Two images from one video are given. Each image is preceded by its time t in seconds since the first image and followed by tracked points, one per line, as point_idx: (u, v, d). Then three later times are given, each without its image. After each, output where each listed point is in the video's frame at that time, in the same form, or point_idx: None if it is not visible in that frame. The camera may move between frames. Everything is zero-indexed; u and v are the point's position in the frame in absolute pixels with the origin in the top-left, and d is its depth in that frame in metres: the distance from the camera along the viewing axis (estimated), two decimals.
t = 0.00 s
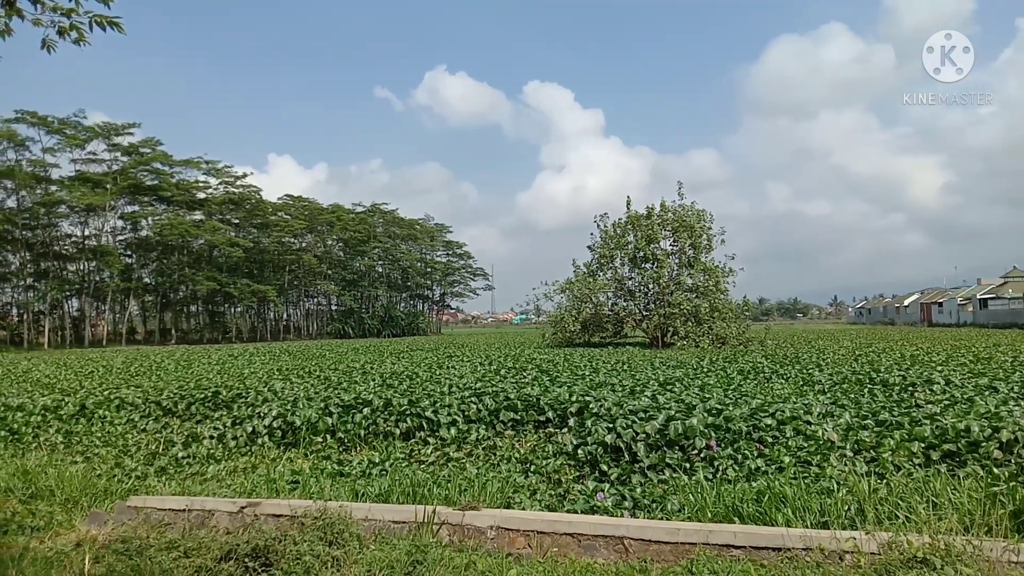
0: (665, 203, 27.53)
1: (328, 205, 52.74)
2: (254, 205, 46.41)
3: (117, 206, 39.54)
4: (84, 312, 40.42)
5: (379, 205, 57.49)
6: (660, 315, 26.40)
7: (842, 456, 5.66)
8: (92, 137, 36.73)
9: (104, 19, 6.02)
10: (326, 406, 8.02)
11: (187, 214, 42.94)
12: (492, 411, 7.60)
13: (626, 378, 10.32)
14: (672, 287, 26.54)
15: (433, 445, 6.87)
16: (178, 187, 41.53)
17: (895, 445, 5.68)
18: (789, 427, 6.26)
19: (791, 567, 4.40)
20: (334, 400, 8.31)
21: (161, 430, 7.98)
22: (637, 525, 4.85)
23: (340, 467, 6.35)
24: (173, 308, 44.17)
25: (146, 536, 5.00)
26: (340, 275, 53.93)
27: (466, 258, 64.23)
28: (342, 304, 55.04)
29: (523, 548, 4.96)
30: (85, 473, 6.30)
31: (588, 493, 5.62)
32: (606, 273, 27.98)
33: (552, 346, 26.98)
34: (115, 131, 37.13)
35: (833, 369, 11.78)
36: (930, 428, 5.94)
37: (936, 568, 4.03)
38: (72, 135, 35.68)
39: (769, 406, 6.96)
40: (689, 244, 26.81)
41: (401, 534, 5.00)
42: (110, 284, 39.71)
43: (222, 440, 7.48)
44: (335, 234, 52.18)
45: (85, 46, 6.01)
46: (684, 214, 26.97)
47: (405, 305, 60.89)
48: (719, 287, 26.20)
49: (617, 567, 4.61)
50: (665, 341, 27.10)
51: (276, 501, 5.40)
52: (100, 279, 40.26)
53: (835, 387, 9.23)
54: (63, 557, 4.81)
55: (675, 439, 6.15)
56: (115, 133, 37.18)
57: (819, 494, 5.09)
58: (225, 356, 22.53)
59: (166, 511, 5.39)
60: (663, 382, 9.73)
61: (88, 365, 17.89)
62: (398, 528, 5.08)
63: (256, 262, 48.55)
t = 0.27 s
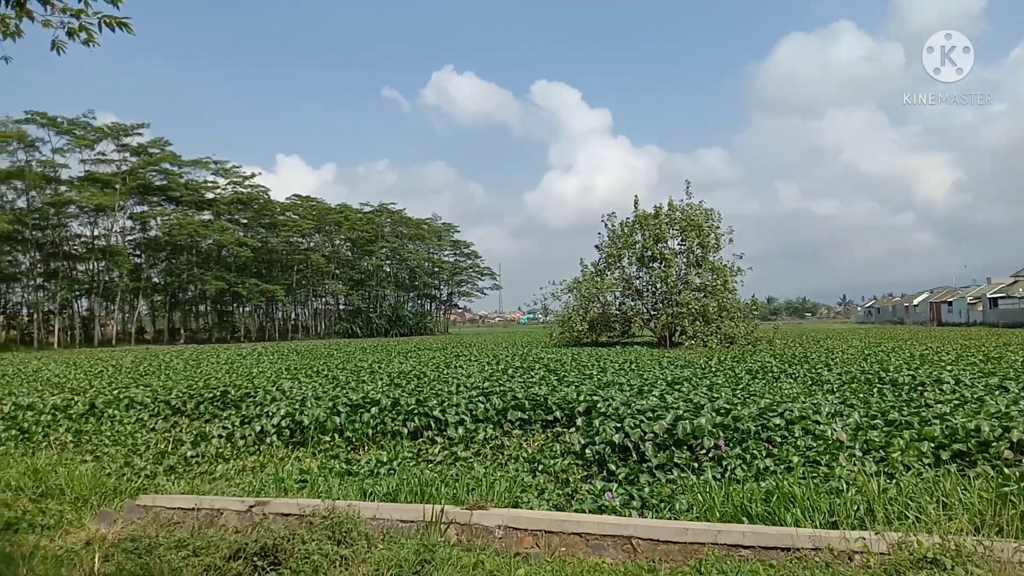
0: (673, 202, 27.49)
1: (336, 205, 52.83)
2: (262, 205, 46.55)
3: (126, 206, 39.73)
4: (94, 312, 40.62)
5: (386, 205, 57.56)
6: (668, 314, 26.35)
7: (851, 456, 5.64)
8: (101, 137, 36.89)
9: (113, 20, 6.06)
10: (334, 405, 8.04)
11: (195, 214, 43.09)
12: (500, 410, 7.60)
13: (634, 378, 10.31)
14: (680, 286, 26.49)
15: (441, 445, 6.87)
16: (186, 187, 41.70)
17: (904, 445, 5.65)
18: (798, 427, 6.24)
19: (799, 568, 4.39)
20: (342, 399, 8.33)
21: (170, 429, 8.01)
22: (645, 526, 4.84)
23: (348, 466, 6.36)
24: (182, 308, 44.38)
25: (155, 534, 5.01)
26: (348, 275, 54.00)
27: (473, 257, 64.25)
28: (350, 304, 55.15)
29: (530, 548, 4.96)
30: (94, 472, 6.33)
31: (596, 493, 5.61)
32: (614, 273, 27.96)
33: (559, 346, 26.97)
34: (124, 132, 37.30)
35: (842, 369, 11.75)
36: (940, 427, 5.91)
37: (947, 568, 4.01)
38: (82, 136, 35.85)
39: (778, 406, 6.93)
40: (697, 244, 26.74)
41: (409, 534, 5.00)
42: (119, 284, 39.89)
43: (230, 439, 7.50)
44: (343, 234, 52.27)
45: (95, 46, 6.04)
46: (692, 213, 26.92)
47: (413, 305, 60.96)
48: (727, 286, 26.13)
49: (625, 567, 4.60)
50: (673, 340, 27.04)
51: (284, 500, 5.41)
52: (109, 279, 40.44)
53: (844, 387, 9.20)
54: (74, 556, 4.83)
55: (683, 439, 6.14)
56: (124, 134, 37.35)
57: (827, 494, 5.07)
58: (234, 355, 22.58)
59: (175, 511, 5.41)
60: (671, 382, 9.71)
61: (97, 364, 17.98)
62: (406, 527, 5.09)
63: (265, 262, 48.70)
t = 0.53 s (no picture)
0: (682, 202, 27.43)
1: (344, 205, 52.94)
2: (271, 205, 46.69)
3: (137, 207, 39.94)
4: (104, 312, 40.84)
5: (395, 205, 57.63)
6: (677, 314, 26.29)
7: (861, 456, 5.61)
8: (111, 138, 37.07)
9: (123, 21, 6.04)
10: (343, 405, 8.05)
11: (205, 214, 43.27)
12: (508, 410, 7.60)
13: (642, 378, 10.29)
14: (689, 286, 26.43)
15: (450, 444, 6.88)
16: (196, 187, 41.87)
17: (915, 445, 5.62)
18: (808, 427, 6.22)
19: (810, 568, 4.36)
20: (351, 399, 8.34)
21: (179, 428, 8.04)
22: (654, 526, 4.83)
23: (357, 466, 6.37)
24: (192, 307, 44.59)
25: (165, 533, 5.04)
26: (357, 275, 54.07)
27: (482, 257, 64.27)
28: (359, 303, 55.27)
29: (539, 547, 4.96)
30: (105, 471, 6.36)
31: (605, 493, 5.60)
32: (623, 272, 27.92)
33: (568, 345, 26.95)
34: (134, 132, 37.48)
35: (852, 369, 11.71)
36: (951, 427, 5.88)
37: (958, 570, 3.98)
38: (92, 137, 36.05)
39: (787, 406, 6.91)
40: (706, 243, 26.68)
41: (418, 533, 5.00)
42: (130, 284, 40.10)
43: (240, 439, 7.53)
44: (351, 234, 52.36)
45: (106, 48, 6.06)
46: (701, 213, 26.86)
47: (421, 304, 61.03)
48: (736, 286, 26.05)
49: (634, 567, 4.59)
50: (682, 340, 26.97)
51: (294, 500, 5.42)
52: (120, 279, 40.65)
53: (854, 387, 9.15)
54: (85, 554, 4.86)
55: (692, 439, 6.13)
56: (134, 134, 37.53)
57: (838, 494, 5.05)
58: (244, 355, 22.64)
59: (185, 510, 5.43)
60: (680, 381, 9.69)
61: (107, 364, 18.07)
62: (415, 527, 5.10)
63: (274, 262, 48.86)
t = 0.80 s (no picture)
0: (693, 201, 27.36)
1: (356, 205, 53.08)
2: (283, 205, 46.87)
3: (150, 207, 40.19)
4: (118, 312, 41.14)
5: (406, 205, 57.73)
6: (689, 314, 26.20)
7: (875, 456, 5.58)
8: (124, 139, 37.32)
9: (137, 25, 6.05)
10: (355, 404, 8.07)
11: (217, 214, 43.50)
12: (520, 410, 7.60)
13: (654, 377, 10.27)
14: (701, 285, 26.34)
15: (461, 444, 6.89)
16: (209, 188, 42.11)
17: (929, 445, 5.59)
18: (821, 426, 6.19)
19: (823, 568, 4.34)
20: (363, 398, 8.37)
21: (193, 427, 8.07)
22: (666, 525, 4.82)
23: (369, 465, 6.39)
24: (205, 307, 44.87)
25: (179, 532, 5.06)
26: (368, 275, 54.18)
27: (493, 256, 64.30)
28: (370, 303, 55.36)
29: (551, 547, 4.96)
30: (120, 470, 6.40)
31: (617, 492, 5.59)
32: (634, 272, 27.87)
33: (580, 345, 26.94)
34: (146, 133, 37.72)
35: (865, 368, 11.64)
36: (966, 427, 5.84)
37: (973, 570, 3.96)
38: (105, 138, 36.30)
39: (800, 406, 6.87)
40: (718, 242, 26.59)
41: (430, 533, 5.01)
42: (143, 284, 40.39)
43: (253, 438, 7.56)
44: (363, 234, 52.48)
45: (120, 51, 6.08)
46: (713, 212, 26.79)
47: (432, 304, 61.14)
48: (749, 285, 25.96)
49: (647, 567, 4.58)
50: (694, 339, 26.89)
51: (307, 499, 5.44)
52: (133, 279, 40.93)
53: (868, 386, 9.10)
54: (100, 552, 4.90)
55: (705, 439, 6.10)
56: (147, 135, 37.76)
57: (851, 494, 5.03)
58: (257, 355, 22.74)
59: (198, 508, 5.46)
60: (692, 381, 9.67)
61: (122, 364, 18.18)
62: (427, 526, 5.11)
63: (286, 262, 49.06)
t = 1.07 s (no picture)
0: (702, 203, 27.34)
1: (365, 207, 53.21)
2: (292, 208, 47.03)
3: (160, 209, 40.40)
4: (128, 313, 41.38)
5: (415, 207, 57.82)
6: (698, 316, 26.14)
7: (884, 459, 5.56)
8: (135, 142, 37.55)
9: (148, 30, 6.09)
10: (364, 405, 8.09)
11: (227, 216, 43.69)
12: (528, 411, 7.60)
13: (663, 379, 10.25)
14: (710, 287, 26.26)
15: (470, 445, 6.90)
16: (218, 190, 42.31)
17: (939, 449, 5.56)
18: (831, 429, 6.17)
19: (832, 572, 4.32)
20: (371, 400, 8.38)
21: (202, 429, 8.11)
22: (675, 527, 4.81)
23: (378, 467, 6.40)
24: (214, 309, 45.08)
25: (189, 533, 5.09)
26: (377, 276, 54.22)
27: (502, 258, 64.35)
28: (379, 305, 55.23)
29: (560, 549, 4.95)
30: (130, 471, 6.44)
31: (625, 494, 5.58)
32: (642, 273, 27.83)
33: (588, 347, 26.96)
34: (156, 135, 37.92)
35: (876, 371, 11.59)
36: (977, 430, 5.79)
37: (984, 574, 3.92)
38: (115, 141, 36.54)
39: (810, 408, 6.84)
40: (727, 244, 26.54)
41: (438, 534, 5.02)
42: (153, 286, 40.63)
43: (262, 439, 7.58)
44: (372, 236, 52.60)
45: (130, 56, 6.08)
46: (722, 213, 26.72)
47: (441, 306, 61.23)
48: (758, 287, 25.88)
49: (655, 569, 4.57)
50: (703, 342, 26.83)
51: (316, 500, 5.46)
52: (143, 281, 41.10)
53: (878, 388, 9.05)
54: (111, 553, 4.93)
55: (714, 441, 6.08)
56: (157, 138, 37.98)
57: (861, 497, 5.00)
58: (265, 357, 22.83)
59: (208, 509, 5.48)
60: (701, 383, 9.65)
61: (131, 366, 18.27)
62: (436, 528, 5.11)
63: (295, 264, 49.24)
